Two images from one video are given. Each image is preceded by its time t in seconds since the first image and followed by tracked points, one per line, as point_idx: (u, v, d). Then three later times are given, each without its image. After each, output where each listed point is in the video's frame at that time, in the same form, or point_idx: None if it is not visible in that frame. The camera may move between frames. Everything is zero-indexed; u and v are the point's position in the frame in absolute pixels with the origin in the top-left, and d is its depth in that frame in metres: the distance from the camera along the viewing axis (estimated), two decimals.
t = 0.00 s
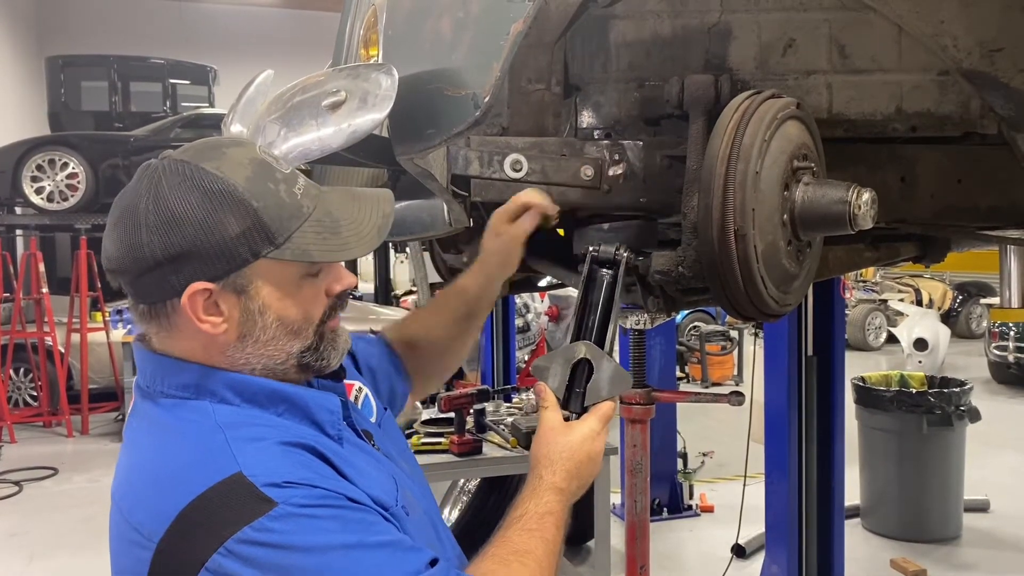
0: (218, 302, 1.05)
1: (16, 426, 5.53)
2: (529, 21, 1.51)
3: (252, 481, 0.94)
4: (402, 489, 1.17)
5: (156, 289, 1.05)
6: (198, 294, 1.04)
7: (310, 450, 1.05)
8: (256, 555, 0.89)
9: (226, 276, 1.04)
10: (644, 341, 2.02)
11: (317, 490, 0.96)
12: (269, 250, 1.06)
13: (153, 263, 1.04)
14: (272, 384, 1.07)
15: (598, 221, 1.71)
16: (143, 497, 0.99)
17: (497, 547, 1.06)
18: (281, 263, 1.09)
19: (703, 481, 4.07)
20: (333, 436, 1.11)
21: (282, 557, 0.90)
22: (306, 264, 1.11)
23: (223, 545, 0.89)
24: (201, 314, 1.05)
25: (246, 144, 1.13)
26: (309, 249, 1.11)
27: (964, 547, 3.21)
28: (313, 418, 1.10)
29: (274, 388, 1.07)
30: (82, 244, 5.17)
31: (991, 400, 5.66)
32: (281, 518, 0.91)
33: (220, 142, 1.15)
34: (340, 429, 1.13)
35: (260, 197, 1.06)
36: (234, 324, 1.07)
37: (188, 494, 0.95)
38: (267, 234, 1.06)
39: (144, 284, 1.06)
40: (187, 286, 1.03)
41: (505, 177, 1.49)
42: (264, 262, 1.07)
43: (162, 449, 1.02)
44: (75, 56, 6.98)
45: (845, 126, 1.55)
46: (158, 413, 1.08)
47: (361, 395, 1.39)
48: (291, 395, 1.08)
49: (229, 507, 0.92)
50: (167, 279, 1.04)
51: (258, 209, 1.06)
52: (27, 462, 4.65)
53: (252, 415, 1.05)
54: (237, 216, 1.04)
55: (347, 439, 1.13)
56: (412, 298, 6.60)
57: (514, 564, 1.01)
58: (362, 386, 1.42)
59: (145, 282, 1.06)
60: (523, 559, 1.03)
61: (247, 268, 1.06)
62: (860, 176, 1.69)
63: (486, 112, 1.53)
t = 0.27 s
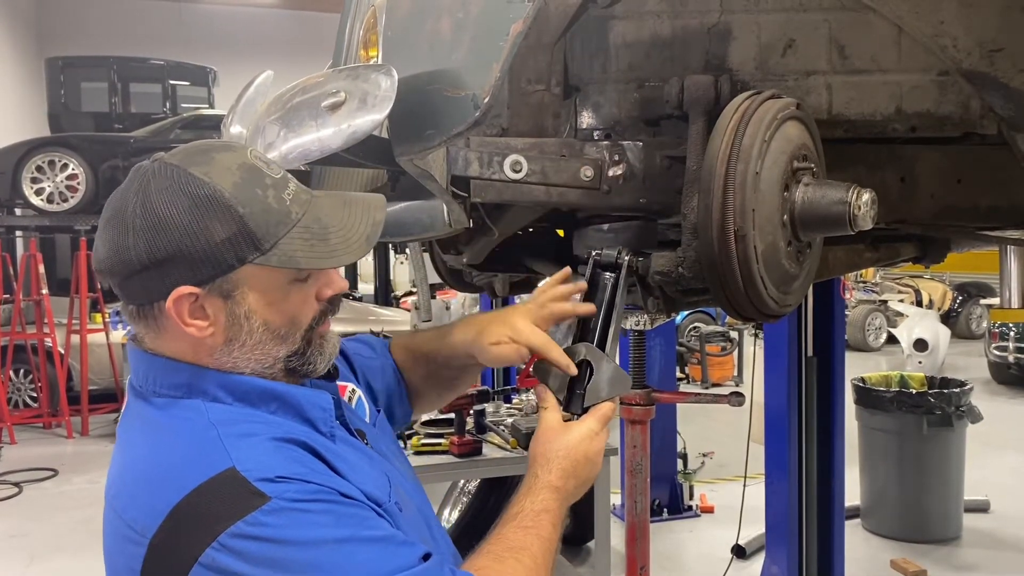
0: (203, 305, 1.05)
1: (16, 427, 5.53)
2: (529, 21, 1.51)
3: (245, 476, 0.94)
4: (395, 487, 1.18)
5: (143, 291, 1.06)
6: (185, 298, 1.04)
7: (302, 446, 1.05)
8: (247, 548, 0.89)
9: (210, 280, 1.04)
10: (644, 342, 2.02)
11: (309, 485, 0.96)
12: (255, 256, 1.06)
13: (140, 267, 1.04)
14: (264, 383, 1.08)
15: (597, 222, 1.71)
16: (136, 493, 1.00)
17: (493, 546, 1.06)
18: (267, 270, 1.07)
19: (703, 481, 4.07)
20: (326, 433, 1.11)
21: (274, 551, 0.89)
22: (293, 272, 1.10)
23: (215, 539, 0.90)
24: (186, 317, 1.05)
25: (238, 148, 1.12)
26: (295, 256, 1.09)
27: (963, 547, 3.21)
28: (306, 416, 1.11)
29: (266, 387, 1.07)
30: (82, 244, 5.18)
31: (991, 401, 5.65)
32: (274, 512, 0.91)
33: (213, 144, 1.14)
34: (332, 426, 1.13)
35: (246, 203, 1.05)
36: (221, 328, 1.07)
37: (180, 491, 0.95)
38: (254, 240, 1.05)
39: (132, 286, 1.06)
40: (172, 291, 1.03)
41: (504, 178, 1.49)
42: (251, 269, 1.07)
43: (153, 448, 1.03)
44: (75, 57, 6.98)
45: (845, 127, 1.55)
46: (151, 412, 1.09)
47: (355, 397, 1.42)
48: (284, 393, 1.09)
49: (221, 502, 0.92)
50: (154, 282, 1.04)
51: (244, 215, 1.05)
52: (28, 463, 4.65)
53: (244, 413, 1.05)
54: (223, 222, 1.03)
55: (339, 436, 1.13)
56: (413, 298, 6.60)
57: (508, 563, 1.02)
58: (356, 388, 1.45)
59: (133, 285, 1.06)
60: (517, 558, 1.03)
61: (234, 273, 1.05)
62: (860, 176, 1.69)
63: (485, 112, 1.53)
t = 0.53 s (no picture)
0: (196, 307, 1.06)
1: (16, 428, 5.53)
2: (530, 23, 1.51)
3: (234, 481, 0.94)
4: (387, 489, 1.18)
5: (136, 293, 1.06)
6: (177, 300, 1.04)
7: (293, 451, 1.05)
8: (235, 553, 0.89)
9: (201, 283, 1.04)
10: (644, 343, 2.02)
11: (300, 491, 0.96)
12: (248, 260, 1.06)
13: (132, 268, 1.04)
14: (257, 387, 1.08)
15: (598, 223, 1.71)
16: (126, 496, 0.99)
17: (489, 551, 1.06)
18: (260, 273, 1.08)
19: (703, 482, 4.06)
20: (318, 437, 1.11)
21: (263, 557, 0.89)
22: (287, 275, 1.10)
23: (204, 543, 0.90)
24: (179, 319, 1.05)
25: (234, 152, 1.12)
26: (287, 259, 1.09)
27: (964, 548, 3.21)
28: (299, 419, 1.11)
29: (259, 390, 1.07)
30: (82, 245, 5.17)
31: (992, 401, 5.65)
32: (264, 517, 0.91)
33: (209, 147, 1.14)
34: (325, 430, 1.13)
35: (239, 207, 1.05)
36: (213, 331, 1.07)
37: (171, 494, 0.95)
38: (246, 243, 1.05)
39: (125, 287, 1.06)
40: (164, 293, 1.03)
41: (505, 179, 1.49)
42: (243, 272, 1.07)
43: (144, 451, 1.02)
44: (75, 58, 6.98)
45: (845, 127, 1.55)
46: (143, 415, 1.09)
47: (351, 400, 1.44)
48: (276, 397, 1.09)
49: (210, 506, 0.92)
50: (147, 285, 1.04)
51: (237, 219, 1.05)
52: (28, 464, 4.65)
53: (236, 417, 1.05)
54: (216, 224, 1.03)
55: (332, 440, 1.13)
56: (413, 299, 6.60)
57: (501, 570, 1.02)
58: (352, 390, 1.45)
59: (125, 286, 1.06)
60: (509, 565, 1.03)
61: (226, 276, 1.05)
62: (860, 177, 1.69)
63: (485, 113, 1.53)
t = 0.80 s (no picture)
0: (190, 304, 1.05)
1: (16, 429, 5.52)
2: (529, 23, 1.50)
3: (233, 473, 0.94)
4: (384, 485, 1.17)
5: (129, 292, 1.06)
6: (170, 297, 1.04)
7: (290, 444, 1.05)
8: (236, 544, 0.89)
9: (195, 279, 1.04)
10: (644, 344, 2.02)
11: (298, 481, 0.97)
12: (240, 254, 1.05)
13: (125, 267, 1.04)
14: (253, 382, 1.07)
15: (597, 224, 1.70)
16: (125, 494, 1.00)
17: (488, 538, 1.06)
18: (253, 267, 1.08)
19: (703, 483, 4.06)
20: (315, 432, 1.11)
21: (264, 546, 0.90)
22: (278, 269, 1.10)
23: (204, 536, 0.90)
24: (173, 317, 1.05)
25: (221, 149, 1.12)
26: (279, 252, 1.09)
27: (965, 549, 3.21)
28: (295, 414, 1.10)
29: (255, 386, 1.07)
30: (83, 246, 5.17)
31: (993, 402, 5.65)
32: (264, 508, 0.91)
33: (197, 145, 1.14)
34: (321, 425, 1.13)
35: (230, 201, 1.05)
36: (208, 327, 1.07)
37: (169, 489, 0.95)
38: (238, 237, 1.05)
39: (118, 287, 1.06)
40: (158, 290, 1.03)
41: (504, 181, 1.47)
42: (235, 267, 1.07)
43: (142, 449, 1.02)
44: (75, 59, 6.99)
45: (845, 128, 1.55)
46: (139, 414, 1.09)
47: (349, 401, 1.45)
48: (272, 392, 1.08)
49: (209, 499, 0.92)
50: (140, 283, 1.04)
51: (228, 213, 1.05)
52: (28, 465, 4.64)
53: (232, 412, 1.05)
54: (207, 220, 1.03)
55: (328, 434, 1.13)
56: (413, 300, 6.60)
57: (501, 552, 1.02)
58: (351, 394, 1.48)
59: (119, 286, 1.06)
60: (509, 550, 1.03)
61: (220, 271, 1.05)
62: (860, 177, 1.69)
63: (484, 114, 1.53)
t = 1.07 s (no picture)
0: (192, 300, 1.05)
1: (16, 430, 5.52)
2: (530, 24, 1.49)
3: (236, 463, 0.95)
4: (385, 480, 1.17)
5: (130, 290, 1.06)
6: (172, 293, 1.04)
7: (291, 436, 1.05)
8: (240, 532, 0.90)
9: (195, 274, 1.04)
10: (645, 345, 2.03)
11: (299, 471, 0.97)
12: (241, 248, 1.06)
13: (125, 264, 1.04)
14: (254, 378, 1.07)
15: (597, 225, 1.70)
16: (126, 488, 1.00)
17: (487, 522, 1.07)
18: (252, 261, 1.08)
19: (704, 484, 4.06)
20: (315, 427, 1.11)
21: (266, 534, 0.90)
22: (277, 263, 1.10)
23: (209, 525, 0.90)
24: (175, 312, 1.05)
25: (218, 146, 1.12)
26: (278, 246, 1.09)
27: (965, 550, 3.20)
28: (295, 409, 1.10)
29: (256, 381, 1.07)
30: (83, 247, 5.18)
31: (993, 403, 5.65)
32: (266, 496, 0.92)
33: (194, 143, 1.14)
34: (322, 420, 1.13)
35: (229, 197, 1.06)
36: (211, 321, 1.07)
37: (172, 481, 0.95)
38: (238, 232, 1.05)
39: (119, 284, 1.06)
40: (161, 286, 1.03)
41: (505, 181, 1.47)
42: (235, 261, 1.07)
43: (144, 444, 1.02)
44: (75, 60, 6.99)
45: (845, 128, 1.55)
46: (140, 410, 1.09)
47: (352, 400, 1.47)
48: (273, 387, 1.08)
49: (212, 490, 0.92)
50: (141, 280, 1.04)
51: (227, 208, 1.05)
52: (29, 466, 4.64)
53: (233, 407, 1.05)
54: (207, 215, 1.04)
55: (329, 430, 1.13)
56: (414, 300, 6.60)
57: (503, 542, 1.03)
58: (353, 392, 1.49)
59: (120, 284, 1.06)
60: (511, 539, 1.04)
61: (220, 265, 1.05)
62: (860, 178, 1.70)
63: (485, 115, 1.52)
